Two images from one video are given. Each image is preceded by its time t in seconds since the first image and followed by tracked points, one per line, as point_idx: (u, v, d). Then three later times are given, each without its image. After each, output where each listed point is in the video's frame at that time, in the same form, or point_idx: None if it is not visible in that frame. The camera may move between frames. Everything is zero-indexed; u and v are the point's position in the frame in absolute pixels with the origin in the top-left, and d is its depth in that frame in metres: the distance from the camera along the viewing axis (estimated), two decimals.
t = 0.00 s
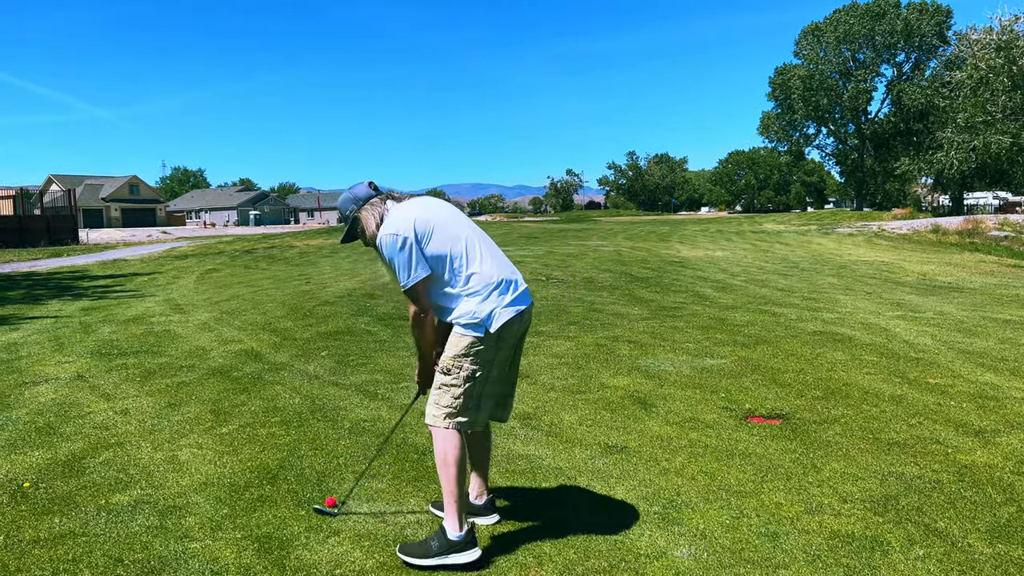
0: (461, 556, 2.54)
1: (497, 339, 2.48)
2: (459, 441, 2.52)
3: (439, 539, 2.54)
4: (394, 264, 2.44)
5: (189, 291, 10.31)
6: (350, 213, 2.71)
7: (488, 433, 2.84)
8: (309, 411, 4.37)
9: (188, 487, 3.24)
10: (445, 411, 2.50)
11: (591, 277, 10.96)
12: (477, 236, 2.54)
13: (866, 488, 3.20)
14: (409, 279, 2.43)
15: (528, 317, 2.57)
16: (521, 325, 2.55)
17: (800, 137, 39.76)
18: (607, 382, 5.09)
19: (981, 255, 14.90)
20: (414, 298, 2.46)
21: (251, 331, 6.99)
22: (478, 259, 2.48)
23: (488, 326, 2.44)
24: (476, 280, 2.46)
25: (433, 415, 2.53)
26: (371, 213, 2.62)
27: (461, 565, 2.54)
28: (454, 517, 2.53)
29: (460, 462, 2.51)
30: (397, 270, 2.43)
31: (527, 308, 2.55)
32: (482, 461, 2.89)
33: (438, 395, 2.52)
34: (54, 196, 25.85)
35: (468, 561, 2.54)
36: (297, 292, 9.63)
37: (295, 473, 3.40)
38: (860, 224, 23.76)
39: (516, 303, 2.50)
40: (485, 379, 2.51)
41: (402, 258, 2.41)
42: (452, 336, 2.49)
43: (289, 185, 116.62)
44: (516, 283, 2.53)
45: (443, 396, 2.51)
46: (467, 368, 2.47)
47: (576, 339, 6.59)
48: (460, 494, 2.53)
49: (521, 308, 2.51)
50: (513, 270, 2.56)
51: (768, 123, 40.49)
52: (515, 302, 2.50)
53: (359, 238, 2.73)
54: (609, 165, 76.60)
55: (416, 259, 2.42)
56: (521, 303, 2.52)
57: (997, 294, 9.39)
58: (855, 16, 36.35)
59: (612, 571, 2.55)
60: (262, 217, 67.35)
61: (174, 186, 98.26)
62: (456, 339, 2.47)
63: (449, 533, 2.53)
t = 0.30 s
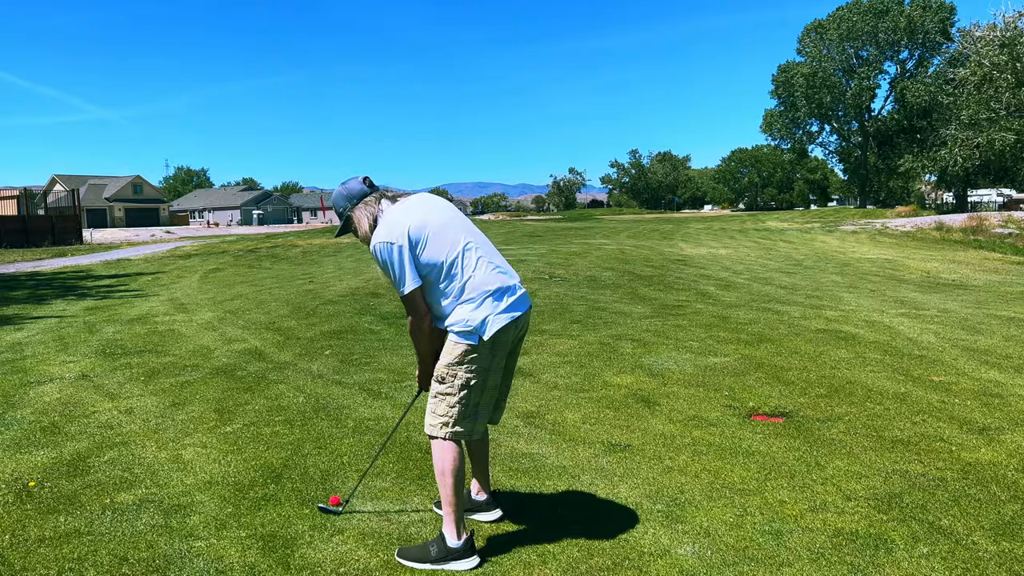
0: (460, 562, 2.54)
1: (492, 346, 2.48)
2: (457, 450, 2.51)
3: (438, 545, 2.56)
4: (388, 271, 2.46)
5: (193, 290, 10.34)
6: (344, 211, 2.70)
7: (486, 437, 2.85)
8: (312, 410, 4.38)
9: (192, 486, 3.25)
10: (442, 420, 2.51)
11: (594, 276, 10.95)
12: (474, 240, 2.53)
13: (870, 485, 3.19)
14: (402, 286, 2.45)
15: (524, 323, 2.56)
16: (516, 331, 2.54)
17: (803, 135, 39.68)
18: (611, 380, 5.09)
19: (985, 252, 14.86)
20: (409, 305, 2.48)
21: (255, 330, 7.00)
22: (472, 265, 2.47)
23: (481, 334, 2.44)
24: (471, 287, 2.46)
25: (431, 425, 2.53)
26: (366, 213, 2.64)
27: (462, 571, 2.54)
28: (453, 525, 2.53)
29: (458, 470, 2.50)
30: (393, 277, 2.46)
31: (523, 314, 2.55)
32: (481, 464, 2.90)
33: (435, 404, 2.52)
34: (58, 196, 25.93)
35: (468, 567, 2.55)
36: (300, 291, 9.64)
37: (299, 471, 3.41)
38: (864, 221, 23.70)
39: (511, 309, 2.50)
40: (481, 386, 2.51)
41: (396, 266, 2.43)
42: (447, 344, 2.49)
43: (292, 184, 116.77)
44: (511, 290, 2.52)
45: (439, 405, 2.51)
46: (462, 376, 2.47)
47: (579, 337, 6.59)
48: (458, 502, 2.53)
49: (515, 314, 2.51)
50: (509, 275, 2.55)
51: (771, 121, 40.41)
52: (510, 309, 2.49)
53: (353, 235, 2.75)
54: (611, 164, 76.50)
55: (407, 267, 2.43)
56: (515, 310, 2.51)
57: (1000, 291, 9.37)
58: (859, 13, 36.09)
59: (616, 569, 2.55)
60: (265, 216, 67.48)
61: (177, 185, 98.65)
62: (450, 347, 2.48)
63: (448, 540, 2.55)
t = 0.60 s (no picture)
0: (464, 559, 2.54)
1: (498, 344, 2.48)
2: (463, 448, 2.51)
3: (443, 542, 2.55)
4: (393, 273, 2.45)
5: (197, 289, 10.35)
6: (344, 215, 2.70)
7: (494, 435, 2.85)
8: (316, 408, 4.39)
9: (197, 484, 3.26)
10: (448, 419, 2.50)
11: (598, 273, 10.94)
12: (478, 239, 2.52)
13: (876, 482, 3.18)
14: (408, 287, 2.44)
15: (530, 322, 2.56)
16: (522, 329, 2.55)
17: (807, 131, 39.55)
18: (615, 377, 5.09)
19: (990, 248, 14.79)
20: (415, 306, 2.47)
21: (259, 328, 7.01)
22: (477, 263, 2.47)
23: (486, 332, 2.44)
24: (476, 285, 2.46)
25: (437, 423, 2.53)
26: (367, 217, 2.62)
27: (467, 568, 2.54)
28: (457, 522, 2.53)
29: (463, 468, 2.49)
30: (397, 278, 2.45)
31: (529, 312, 2.55)
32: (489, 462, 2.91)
33: (441, 404, 2.52)
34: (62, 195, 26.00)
35: (473, 565, 2.55)
36: (304, 289, 9.64)
37: (304, 469, 3.41)
38: (869, 218, 23.61)
39: (516, 307, 2.50)
40: (487, 385, 2.51)
41: (401, 268, 2.42)
42: (453, 343, 2.49)
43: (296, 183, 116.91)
44: (516, 288, 2.52)
45: (445, 404, 2.52)
46: (468, 375, 2.47)
47: (583, 334, 6.59)
48: (463, 500, 2.52)
49: (521, 313, 2.51)
50: (514, 273, 2.55)
51: (776, 117, 40.27)
52: (515, 307, 2.49)
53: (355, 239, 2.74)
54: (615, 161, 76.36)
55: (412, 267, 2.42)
56: (522, 308, 2.51)
57: (1006, 287, 9.32)
58: (863, 8, 35.89)
59: (621, 565, 2.55)
60: (269, 214, 67.58)
61: (181, 184, 98.88)
62: (456, 346, 2.48)
63: (453, 537, 2.54)
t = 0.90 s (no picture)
0: (470, 555, 2.55)
1: (505, 341, 2.47)
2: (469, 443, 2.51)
3: (448, 538, 2.56)
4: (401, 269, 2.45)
5: (201, 286, 10.38)
6: (356, 207, 2.71)
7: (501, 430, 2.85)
8: (322, 405, 4.40)
9: (203, 481, 3.27)
10: (454, 413, 2.51)
11: (602, 269, 10.92)
12: (487, 236, 2.52)
13: (881, 478, 3.17)
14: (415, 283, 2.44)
15: (536, 319, 2.56)
16: (529, 326, 2.54)
17: (812, 126, 39.41)
18: (619, 374, 5.08)
19: (996, 243, 14.72)
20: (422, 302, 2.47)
21: (264, 326, 7.03)
22: (485, 261, 2.46)
23: (493, 329, 2.44)
24: (484, 282, 2.45)
25: (443, 418, 2.53)
26: (377, 212, 2.63)
27: (472, 564, 2.54)
28: (463, 518, 2.53)
29: (469, 463, 2.50)
30: (405, 275, 2.45)
31: (536, 309, 2.55)
32: (495, 458, 2.92)
33: (448, 398, 2.52)
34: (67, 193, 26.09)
35: (478, 560, 2.55)
36: (309, 286, 9.66)
37: (310, 466, 3.42)
38: (874, 213, 23.52)
39: (523, 305, 2.49)
40: (493, 380, 2.50)
41: (410, 264, 2.42)
42: (460, 339, 2.49)
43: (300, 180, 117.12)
44: (524, 285, 2.51)
45: (452, 399, 2.52)
46: (474, 370, 2.48)
47: (588, 331, 6.58)
48: (469, 495, 2.53)
49: (528, 310, 2.50)
50: (522, 270, 2.54)
51: (780, 113, 40.14)
52: (523, 304, 2.49)
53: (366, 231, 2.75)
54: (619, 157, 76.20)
55: (420, 264, 2.42)
56: (529, 306, 2.51)
57: (1012, 282, 9.27)
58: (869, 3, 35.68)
59: (626, 561, 2.55)
60: (273, 212, 67.68)
61: (186, 182, 99.18)
62: (463, 341, 2.48)
63: (459, 533, 2.54)
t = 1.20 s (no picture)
0: (473, 551, 2.56)
1: (505, 339, 2.47)
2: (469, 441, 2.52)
3: (452, 534, 2.56)
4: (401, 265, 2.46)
5: (206, 284, 10.40)
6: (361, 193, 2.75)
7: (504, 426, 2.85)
8: (326, 402, 4.40)
9: (208, 477, 3.28)
10: (454, 411, 2.52)
11: (606, 265, 10.91)
12: (488, 234, 2.51)
13: (886, 474, 3.16)
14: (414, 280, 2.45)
15: (537, 316, 2.55)
16: (530, 324, 2.54)
17: (816, 121, 39.23)
18: (623, 370, 5.08)
19: (1002, 238, 14.64)
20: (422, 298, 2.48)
21: (269, 323, 7.05)
22: (485, 259, 2.46)
23: (493, 327, 2.44)
24: (484, 280, 2.45)
25: (444, 416, 2.55)
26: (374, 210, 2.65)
27: (476, 559, 2.55)
28: (467, 514, 2.54)
29: (470, 461, 2.50)
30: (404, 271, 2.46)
31: (537, 307, 2.55)
32: (499, 454, 2.93)
33: (449, 395, 2.53)
34: (72, 192, 26.17)
35: (482, 556, 2.56)
36: (313, 284, 9.67)
37: (315, 462, 3.43)
38: (878, 208, 23.42)
39: (524, 303, 2.49)
40: (493, 378, 2.50)
41: (409, 260, 2.43)
42: (460, 336, 2.50)
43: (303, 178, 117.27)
44: (524, 283, 2.51)
45: (452, 396, 2.53)
46: (474, 368, 2.48)
47: (592, 327, 6.58)
48: (470, 492, 2.53)
49: (527, 308, 2.50)
50: (523, 268, 2.53)
51: (784, 108, 39.96)
52: (523, 302, 2.49)
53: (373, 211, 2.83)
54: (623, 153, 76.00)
55: (418, 261, 2.43)
56: (529, 304, 2.50)
57: (1019, 277, 9.22)
58: None
59: (630, 556, 2.55)
60: (277, 209, 67.76)
61: (190, 180, 99.46)
62: (462, 339, 2.48)
63: (463, 529, 2.55)
